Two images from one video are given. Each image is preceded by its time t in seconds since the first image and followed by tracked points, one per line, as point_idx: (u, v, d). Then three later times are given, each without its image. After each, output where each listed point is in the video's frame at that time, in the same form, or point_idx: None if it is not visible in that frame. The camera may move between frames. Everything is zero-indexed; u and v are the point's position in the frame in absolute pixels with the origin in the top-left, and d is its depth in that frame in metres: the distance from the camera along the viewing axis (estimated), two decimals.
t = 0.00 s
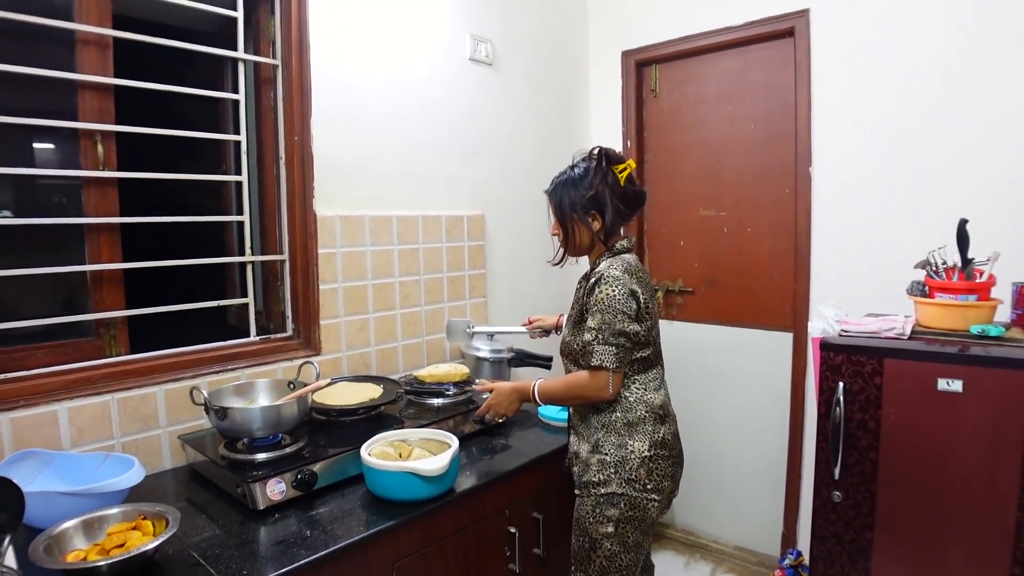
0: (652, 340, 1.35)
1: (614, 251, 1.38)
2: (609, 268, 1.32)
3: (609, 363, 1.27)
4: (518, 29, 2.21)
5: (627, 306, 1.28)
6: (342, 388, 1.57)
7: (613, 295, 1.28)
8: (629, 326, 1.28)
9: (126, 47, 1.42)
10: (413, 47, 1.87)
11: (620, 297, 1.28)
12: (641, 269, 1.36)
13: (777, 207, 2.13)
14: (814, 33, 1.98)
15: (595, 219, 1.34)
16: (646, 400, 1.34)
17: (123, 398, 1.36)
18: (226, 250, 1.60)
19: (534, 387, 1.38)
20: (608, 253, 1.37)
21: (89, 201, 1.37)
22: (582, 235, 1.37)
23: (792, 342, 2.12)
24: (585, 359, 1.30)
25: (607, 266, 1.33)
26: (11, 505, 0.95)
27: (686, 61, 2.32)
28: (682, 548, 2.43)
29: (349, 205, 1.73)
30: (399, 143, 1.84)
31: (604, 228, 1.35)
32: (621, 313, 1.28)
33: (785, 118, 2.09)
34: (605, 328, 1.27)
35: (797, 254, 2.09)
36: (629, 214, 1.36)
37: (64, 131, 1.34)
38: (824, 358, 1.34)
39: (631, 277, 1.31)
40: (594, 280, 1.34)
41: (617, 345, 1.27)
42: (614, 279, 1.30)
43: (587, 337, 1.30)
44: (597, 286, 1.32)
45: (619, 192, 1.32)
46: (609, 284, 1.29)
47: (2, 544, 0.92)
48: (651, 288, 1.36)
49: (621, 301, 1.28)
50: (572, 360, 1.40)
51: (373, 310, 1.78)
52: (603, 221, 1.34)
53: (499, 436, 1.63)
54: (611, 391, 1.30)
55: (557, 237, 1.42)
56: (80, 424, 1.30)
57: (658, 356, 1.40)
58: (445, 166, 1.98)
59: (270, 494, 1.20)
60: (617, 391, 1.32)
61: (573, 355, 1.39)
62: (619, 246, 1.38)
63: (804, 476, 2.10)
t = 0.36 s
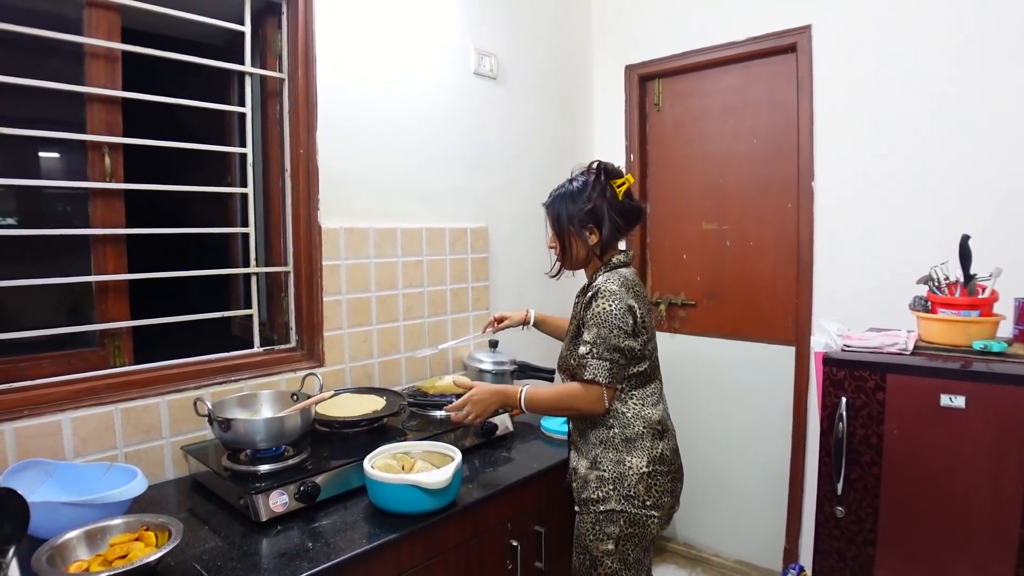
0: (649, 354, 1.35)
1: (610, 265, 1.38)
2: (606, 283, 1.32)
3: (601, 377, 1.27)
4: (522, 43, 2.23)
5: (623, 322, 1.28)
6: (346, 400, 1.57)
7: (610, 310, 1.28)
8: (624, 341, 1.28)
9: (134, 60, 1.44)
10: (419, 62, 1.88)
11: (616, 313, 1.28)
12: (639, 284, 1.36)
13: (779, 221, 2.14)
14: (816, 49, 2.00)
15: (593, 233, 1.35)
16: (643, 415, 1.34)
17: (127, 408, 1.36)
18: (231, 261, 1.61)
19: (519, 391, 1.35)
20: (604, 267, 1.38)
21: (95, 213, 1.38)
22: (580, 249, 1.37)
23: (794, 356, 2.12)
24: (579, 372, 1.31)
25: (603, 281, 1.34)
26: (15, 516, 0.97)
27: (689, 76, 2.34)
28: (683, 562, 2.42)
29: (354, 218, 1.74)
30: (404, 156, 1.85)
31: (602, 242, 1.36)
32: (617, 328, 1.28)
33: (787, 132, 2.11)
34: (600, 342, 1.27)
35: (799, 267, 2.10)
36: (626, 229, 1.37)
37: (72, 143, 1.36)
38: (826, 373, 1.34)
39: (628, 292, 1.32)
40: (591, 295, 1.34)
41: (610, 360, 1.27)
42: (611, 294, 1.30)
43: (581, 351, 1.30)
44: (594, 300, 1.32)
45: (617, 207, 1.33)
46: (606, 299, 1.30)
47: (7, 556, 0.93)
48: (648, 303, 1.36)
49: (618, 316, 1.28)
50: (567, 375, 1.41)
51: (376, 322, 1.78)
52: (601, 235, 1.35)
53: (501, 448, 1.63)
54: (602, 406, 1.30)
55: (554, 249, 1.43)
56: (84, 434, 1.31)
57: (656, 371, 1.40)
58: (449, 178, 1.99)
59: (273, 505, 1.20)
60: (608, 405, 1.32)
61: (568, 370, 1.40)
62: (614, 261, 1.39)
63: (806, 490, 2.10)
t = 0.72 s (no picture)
0: (641, 369, 1.34)
1: (599, 280, 1.37)
2: (595, 299, 1.31)
3: (575, 394, 1.27)
4: (534, 55, 2.25)
5: (607, 339, 1.27)
6: (355, 410, 1.57)
7: (594, 327, 1.28)
8: (605, 358, 1.27)
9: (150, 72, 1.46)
10: (431, 74, 1.90)
11: (601, 330, 1.27)
12: (629, 298, 1.35)
13: (789, 234, 2.14)
14: (826, 65, 2.01)
15: (583, 247, 1.34)
16: (642, 432, 1.33)
17: (138, 416, 1.37)
18: (243, 271, 1.63)
19: (492, 407, 1.38)
20: (592, 281, 1.37)
21: (111, 222, 1.40)
22: (569, 261, 1.36)
23: (803, 370, 2.12)
24: (554, 385, 1.31)
25: (593, 297, 1.32)
26: (29, 525, 0.98)
27: (699, 90, 2.35)
28: None
29: (365, 228, 1.75)
30: (415, 167, 1.87)
31: (592, 257, 1.35)
32: (599, 346, 1.26)
33: (797, 146, 2.11)
34: (579, 358, 1.28)
35: (808, 281, 2.09)
36: (616, 245, 1.36)
37: (89, 153, 1.38)
38: (836, 390, 1.34)
39: (616, 308, 1.30)
40: (579, 310, 1.33)
41: (586, 377, 1.27)
42: (598, 311, 1.29)
43: (561, 366, 1.31)
44: (582, 316, 1.31)
45: (609, 222, 1.33)
46: (592, 316, 1.29)
47: (20, 565, 0.94)
48: (638, 317, 1.34)
49: (602, 333, 1.27)
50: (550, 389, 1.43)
51: (386, 331, 1.79)
52: (591, 249, 1.34)
53: (509, 460, 1.63)
54: (572, 421, 1.30)
55: (542, 260, 1.41)
56: (95, 442, 1.32)
57: (652, 386, 1.38)
58: (460, 189, 2.00)
59: (281, 515, 1.20)
60: (580, 421, 1.32)
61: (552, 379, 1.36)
62: (604, 275, 1.37)
63: (814, 505, 2.09)
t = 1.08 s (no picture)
0: (610, 370, 1.34)
1: (563, 281, 1.35)
2: (556, 302, 1.30)
3: (547, 402, 1.27)
4: (521, 55, 2.25)
5: (572, 342, 1.26)
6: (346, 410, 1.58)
7: (557, 330, 1.27)
8: (572, 361, 1.27)
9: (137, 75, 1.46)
10: (418, 74, 1.90)
11: (565, 334, 1.26)
12: (594, 297, 1.33)
13: (777, 229, 2.15)
14: (811, 60, 2.02)
15: (545, 249, 1.32)
16: (614, 433, 1.34)
17: (129, 419, 1.37)
18: (232, 273, 1.63)
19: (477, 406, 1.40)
20: (556, 283, 1.36)
21: (99, 226, 1.40)
22: (531, 263, 1.34)
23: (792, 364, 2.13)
24: (525, 393, 1.31)
25: (555, 299, 1.31)
26: (20, 530, 0.98)
27: (686, 87, 2.36)
28: (684, 570, 2.42)
29: (354, 229, 1.75)
30: (403, 167, 1.87)
31: (555, 258, 1.34)
32: (565, 350, 1.26)
33: (784, 141, 2.12)
34: (546, 364, 1.27)
35: (796, 275, 2.11)
36: (578, 244, 1.35)
37: (77, 157, 1.38)
38: (824, 381, 1.35)
39: (578, 309, 1.29)
40: (543, 314, 1.32)
41: (555, 383, 1.27)
42: (560, 314, 1.28)
43: (530, 373, 1.31)
44: (545, 321, 1.31)
45: (570, 221, 1.31)
46: (555, 319, 1.28)
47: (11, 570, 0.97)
48: (604, 316, 1.33)
49: (566, 336, 1.26)
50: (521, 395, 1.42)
51: (376, 332, 1.79)
52: (553, 250, 1.33)
53: (501, 458, 1.63)
54: (545, 430, 1.30)
55: (505, 262, 1.39)
56: (86, 446, 1.32)
57: (621, 385, 1.39)
58: (449, 189, 2.01)
59: (273, 516, 1.20)
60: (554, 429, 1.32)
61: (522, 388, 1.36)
62: (569, 275, 1.36)
63: (806, 498, 2.10)
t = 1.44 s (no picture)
0: (577, 407, 1.36)
1: (530, 318, 1.37)
2: (522, 341, 1.32)
3: (517, 443, 1.29)
4: (502, 91, 2.31)
5: (538, 381, 1.27)
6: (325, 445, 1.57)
7: (524, 370, 1.28)
8: (539, 401, 1.28)
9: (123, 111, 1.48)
10: (401, 112, 1.95)
11: (531, 373, 1.28)
12: (561, 335, 1.34)
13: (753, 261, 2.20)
14: (783, 98, 2.09)
15: (513, 285, 1.35)
16: (581, 470, 1.35)
17: (106, 455, 1.36)
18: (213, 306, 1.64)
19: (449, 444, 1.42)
20: (523, 320, 1.37)
21: (81, 260, 1.40)
22: (499, 299, 1.36)
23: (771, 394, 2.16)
24: (496, 433, 1.33)
25: (522, 338, 1.33)
26: None
27: (664, 122, 2.43)
28: None
29: (336, 263, 1.77)
30: (385, 202, 1.90)
31: (522, 294, 1.36)
32: (531, 389, 1.27)
33: (759, 176, 2.18)
34: (514, 405, 1.29)
35: (773, 306, 2.14)
36: (545, 281, 1.38)
37: (61, 192, 1.39)
38: (799, 413, 1.37)
39: (545, 348, 1.31)
40: (510, 353, 1.33)
41: (524, 424, 1.29)
42: (527, 354, 1.30)
43: (499, 414, 1.32)
44: (512, 360, 1.32)
45: (537, 259, 1.34)
46: (522, 359, 1.29)
47: None
48: (572, 353, 1.35)
49: (533, 376, 1.28)
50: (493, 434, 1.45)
51: (357, 365, 1.80)
52: (520, 287, 1.35)
53: (481, 492, 1.64)
54: (516, 470, 1.31)
55: (473, 298, 1.41)
56: (62, 482, 1.31)
57: (589, 421, 1.40)
58: (431, 222, 2.04)
59: (251, 553, 1.19)
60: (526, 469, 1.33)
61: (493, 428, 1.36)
62: (536, 313, 1.37)
63: (787, 527, 2.11)
